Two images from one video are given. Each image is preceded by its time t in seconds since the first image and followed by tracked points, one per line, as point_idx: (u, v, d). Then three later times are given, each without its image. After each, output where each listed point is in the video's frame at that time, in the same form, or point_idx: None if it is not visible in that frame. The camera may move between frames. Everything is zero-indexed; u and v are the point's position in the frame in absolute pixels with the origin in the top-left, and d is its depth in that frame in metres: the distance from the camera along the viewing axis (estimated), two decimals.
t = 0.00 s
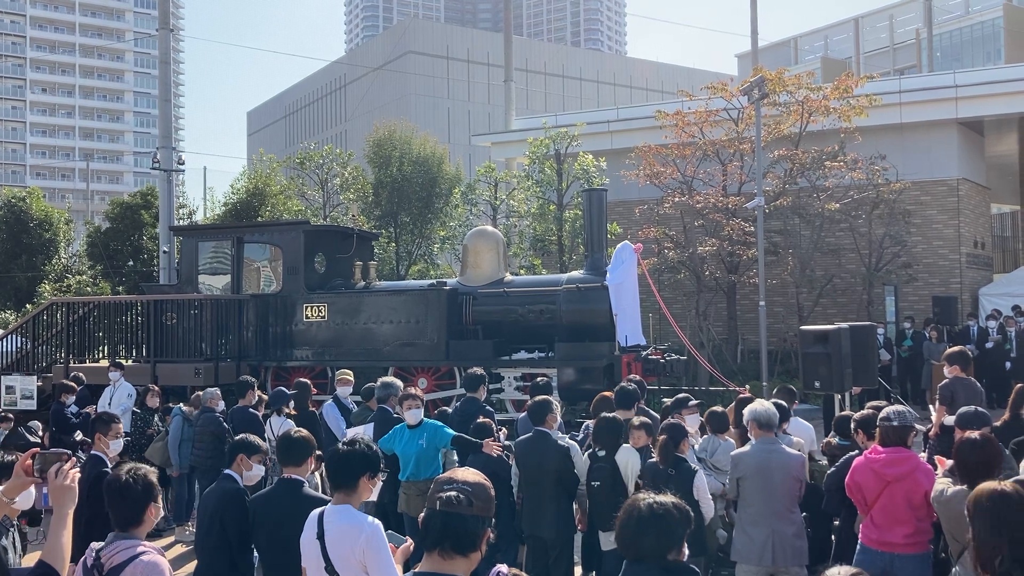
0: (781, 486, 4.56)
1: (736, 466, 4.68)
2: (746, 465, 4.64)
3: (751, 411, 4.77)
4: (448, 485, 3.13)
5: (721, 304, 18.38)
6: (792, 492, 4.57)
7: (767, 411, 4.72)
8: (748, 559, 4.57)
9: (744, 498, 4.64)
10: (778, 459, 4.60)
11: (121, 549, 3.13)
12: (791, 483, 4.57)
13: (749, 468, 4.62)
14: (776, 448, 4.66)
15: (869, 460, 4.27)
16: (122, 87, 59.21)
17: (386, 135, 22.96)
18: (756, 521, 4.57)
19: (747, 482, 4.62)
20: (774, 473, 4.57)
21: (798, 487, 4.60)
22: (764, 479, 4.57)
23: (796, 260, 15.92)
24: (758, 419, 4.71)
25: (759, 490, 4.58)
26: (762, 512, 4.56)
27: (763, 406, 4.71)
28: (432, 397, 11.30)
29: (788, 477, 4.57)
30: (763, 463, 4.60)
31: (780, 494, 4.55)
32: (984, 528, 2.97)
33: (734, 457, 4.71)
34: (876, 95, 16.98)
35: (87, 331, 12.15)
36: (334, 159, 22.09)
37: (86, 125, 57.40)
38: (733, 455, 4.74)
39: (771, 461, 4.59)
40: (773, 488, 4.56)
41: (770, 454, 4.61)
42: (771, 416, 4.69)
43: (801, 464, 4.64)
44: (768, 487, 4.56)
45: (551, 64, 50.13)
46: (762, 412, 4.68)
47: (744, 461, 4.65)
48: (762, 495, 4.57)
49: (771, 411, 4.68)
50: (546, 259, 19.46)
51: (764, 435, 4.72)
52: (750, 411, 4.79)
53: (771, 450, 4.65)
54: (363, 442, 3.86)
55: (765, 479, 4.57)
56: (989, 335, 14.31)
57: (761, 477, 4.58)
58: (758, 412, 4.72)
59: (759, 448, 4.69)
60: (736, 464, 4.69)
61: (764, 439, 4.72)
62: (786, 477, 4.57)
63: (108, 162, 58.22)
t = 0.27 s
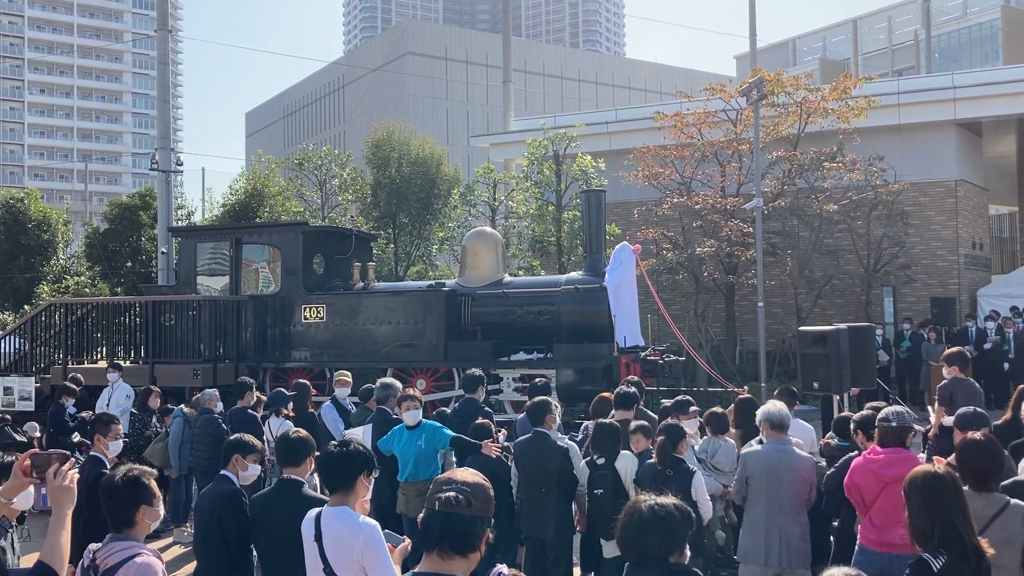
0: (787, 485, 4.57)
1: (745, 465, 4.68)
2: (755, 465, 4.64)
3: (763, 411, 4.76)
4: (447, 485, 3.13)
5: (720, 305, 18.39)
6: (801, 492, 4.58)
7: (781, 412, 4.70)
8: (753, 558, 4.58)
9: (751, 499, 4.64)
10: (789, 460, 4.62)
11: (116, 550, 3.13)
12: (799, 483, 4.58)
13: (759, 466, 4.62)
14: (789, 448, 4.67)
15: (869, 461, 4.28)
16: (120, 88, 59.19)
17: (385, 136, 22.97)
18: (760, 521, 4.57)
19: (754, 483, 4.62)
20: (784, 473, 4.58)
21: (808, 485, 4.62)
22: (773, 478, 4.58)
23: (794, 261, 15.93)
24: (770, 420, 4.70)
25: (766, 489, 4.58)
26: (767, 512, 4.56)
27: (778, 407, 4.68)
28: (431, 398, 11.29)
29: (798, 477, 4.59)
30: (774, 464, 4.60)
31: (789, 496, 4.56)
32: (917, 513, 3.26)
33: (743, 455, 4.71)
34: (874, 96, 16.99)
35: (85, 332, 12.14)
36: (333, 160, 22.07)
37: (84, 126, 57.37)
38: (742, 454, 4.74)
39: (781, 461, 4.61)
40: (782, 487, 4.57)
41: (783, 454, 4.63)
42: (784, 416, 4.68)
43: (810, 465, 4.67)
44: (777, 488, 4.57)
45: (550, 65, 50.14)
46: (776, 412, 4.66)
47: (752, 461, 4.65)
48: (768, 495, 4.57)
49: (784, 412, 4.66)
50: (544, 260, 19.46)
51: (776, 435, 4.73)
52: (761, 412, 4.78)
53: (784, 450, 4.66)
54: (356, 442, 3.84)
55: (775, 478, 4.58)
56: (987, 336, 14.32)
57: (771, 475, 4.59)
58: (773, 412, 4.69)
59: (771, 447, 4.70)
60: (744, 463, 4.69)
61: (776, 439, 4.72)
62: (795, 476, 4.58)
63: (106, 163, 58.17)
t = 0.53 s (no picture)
0: (785, 485, 4.57)
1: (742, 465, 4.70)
2: (752, 464, 4.65)
3: (761, 412, 4.77)
4: (446, 486, 3.13)
5: (717, 306, 18.40)
6: (798, 493, 4.58)
7: (779, 413, 4.73)
8: (752, 557, 4.59)
9: (748, 499, 4.65)
10: (787, 460, 4.62)
11: (111, 552, 3.12)
12: (797, 483, 4.58)
13: (756, 465, 4.63)
14: (787, 448, 4.67)
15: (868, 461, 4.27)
16: (118, 89, 59.17)
17: (383, 137, 22.97)
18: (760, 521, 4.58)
19: (752, 482, 4.64)
20: (782, 473, 4.59)
21: (807, 486, 4.61)
22: (771, 479, 4.59)
23: (793, 262, 15.94)
24: (766, 420, 4.72)
25: (764, 489, 4.59)
26: (767, 512, 4.56)
27: (775, 408, 4.71)
28: (429, 399, 11.29)
29: (797, 479, 4.58)
30: (770, 462, 4.62)
31: (785, 495, 4.57)
32: (853, 512, 3.85)
33: (741, 455, 4.73)
34: (872, 97, 16.99)
35: (82, 333, 12.12)
36: (331, 161, 22.03)
37: (82, 127, 57.33)
38: (740, 454, 4.75)
39: (779, 460, 4.61)
40: (779, 487, 4.57)
41: (780, 454, 4.63)
42: (782, 417, 4.70)
43: (809, 464, 4.66)
44: (774, 487, 4.58)
45: (548, 67, 50.13)
46: (772, 413, 4.69)
47: (751, 461, 4.66)
48: (767, 495, 4.58)
49: (782, 413, 4.69)
50: (543, 261, 19.45)
51: (774, 435, 4.73)
52: (759, 413, 4.80)
53: (781, 450, 4.66)
54: (351, 443, 3.84)
55: (773, 477, 4.59)
56: (984, 337, 14.33)
57: (769, 475, 4.60)
58: (771, 413, 4.71)
59: (769, 447, 4.70)
60: (742, 462, 4.71)
61: (775, 439, 4.72)
62: (793, 477, 4.58)
63: (103, 164, 58.13)
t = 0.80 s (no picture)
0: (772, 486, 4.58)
1: (726, 469, 4.69)
2: (734, 467, 4.66)
3: (739, 417, 4.84)
4: (446, 489, 3.13)
5: (716, 307, 18.42)
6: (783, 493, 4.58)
7: (758, 416, 4.80)
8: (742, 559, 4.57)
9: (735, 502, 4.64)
10: (767, 461, 4.62)
11: (109, 554, 3.13)
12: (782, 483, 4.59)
13: (739, 468, 4.63)
14: (765, 449, 4.68)
15: (866, 462, 4.28)
16: (116, 90, 59.18)
17: (381, 138, 22.99)
18: (750, 522, 4.58)
19: (736, 485, 4.63)
20: (763, 474, 4.60)
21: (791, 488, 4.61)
22: (754, 480, 4.59)
23: (791, 263, 15.97)
24: (747, 423, 4.78)
25: (748, 490, 4.59)
26: (756, 514, 4.57)
27: (753, 411, 4.79)
28: (428, 401, 11.30)
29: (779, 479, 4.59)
30: (751, 465, 4.62)
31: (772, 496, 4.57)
32: (783, 505, 3.88)
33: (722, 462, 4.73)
34: (870, 99, 17.02)
35: (81, 334, 12.12)
36: (329, 163, 22.04)
37: (80, 128, 57.32)
38: (722, 460, 4.76)
39: (758, 462, 4.62)
40: (763, 488, 4.58)
41: (760, 454, 4.64)
42: (762, 420, 4.77)
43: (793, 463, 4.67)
44: (760, 489, 4.58)
45: (546, 68, 50.15)
46: (750, 416, 4.76)
47: (733, 464, 4.67)
48: (753, 497, 4.58)
49: (761, 416, 4.76)
50: (541, 262, 19.46)
51: (753, 437, 4.76)
52: (738, 417, 4.85)
53: (760, 451, 4.67)
54: (348, 445, 3.84)
55: (755, 480, 4.59)
56: (982, 339, 14.34)
57: (750, 477, 4.60)
58: (746, 417, 4.80)
59: (750, 449, 4.71)
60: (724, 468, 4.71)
61: (753, 441, 4.75)
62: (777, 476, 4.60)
63: (102, 166, 58.12)
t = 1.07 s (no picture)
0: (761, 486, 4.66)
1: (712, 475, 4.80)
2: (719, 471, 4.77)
3: (718, 424, 4.93)
4: (445, 491, 3.14)
5: (714, 309, 18.45)
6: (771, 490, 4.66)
7: (736, 422, 4.90)
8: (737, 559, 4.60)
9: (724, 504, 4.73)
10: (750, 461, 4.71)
11: (107, 557, 3.13)
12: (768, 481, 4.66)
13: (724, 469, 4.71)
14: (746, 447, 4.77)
15: (864, 465, 4.29)
16: (114, 92, 59.16)
17: (380, 140, 23.02)
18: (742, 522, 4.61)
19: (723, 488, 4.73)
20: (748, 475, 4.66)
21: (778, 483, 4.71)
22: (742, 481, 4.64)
23: (789, 265, 16.00)
24: (726, 428, 4.88)
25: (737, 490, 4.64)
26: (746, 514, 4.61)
27: (732, 417, 4.89)
28: (426, 403, 11.31)
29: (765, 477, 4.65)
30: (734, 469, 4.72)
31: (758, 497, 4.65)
32: (733, 496, 4.00)
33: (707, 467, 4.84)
34: (868, 101, 17.05)
35: (79, 336, 12.12)
36: (328, 165, 22.07)
37: (78, 130, 57.29)
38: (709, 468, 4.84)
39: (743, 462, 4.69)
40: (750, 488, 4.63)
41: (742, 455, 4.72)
42: (741, 426, 4.87)
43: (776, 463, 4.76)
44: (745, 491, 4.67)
45: (544, 70, 50.19)
46: (730, 421, 4.86)
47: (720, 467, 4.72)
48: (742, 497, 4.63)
49: (741, 421, 4.86)
50: (540, 264, 19.48)
51: (736, 442, 4.86)
52: (717, 423, 4.95)
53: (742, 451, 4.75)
54: (344, 447, 3.83)
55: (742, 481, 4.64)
56: (980, 341, 14.36)
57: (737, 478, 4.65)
58: (722, 423, 4.90)
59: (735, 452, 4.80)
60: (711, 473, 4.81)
61: (736, 445, 4.84)
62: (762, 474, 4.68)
63: (99, 168, 58.10)
